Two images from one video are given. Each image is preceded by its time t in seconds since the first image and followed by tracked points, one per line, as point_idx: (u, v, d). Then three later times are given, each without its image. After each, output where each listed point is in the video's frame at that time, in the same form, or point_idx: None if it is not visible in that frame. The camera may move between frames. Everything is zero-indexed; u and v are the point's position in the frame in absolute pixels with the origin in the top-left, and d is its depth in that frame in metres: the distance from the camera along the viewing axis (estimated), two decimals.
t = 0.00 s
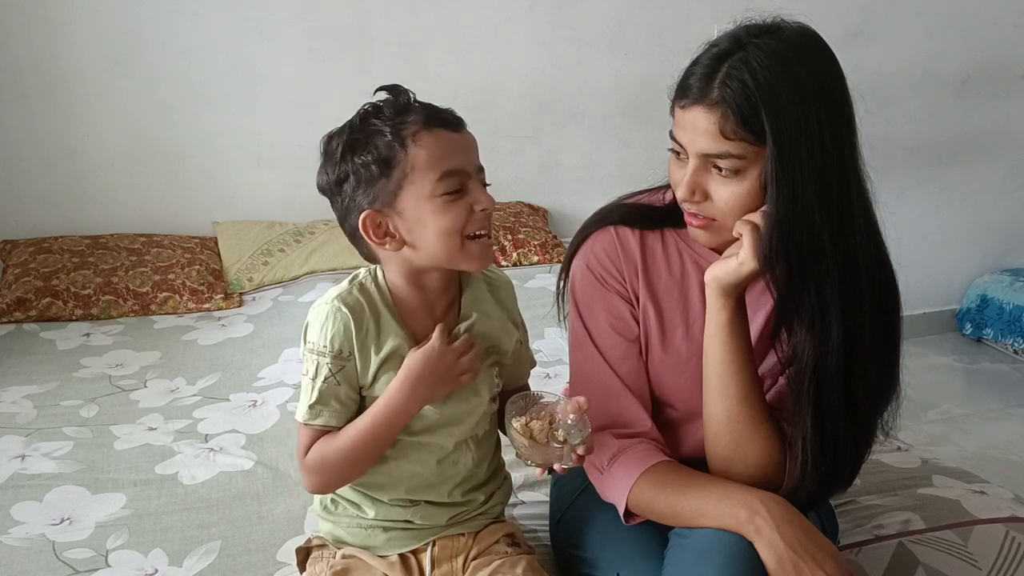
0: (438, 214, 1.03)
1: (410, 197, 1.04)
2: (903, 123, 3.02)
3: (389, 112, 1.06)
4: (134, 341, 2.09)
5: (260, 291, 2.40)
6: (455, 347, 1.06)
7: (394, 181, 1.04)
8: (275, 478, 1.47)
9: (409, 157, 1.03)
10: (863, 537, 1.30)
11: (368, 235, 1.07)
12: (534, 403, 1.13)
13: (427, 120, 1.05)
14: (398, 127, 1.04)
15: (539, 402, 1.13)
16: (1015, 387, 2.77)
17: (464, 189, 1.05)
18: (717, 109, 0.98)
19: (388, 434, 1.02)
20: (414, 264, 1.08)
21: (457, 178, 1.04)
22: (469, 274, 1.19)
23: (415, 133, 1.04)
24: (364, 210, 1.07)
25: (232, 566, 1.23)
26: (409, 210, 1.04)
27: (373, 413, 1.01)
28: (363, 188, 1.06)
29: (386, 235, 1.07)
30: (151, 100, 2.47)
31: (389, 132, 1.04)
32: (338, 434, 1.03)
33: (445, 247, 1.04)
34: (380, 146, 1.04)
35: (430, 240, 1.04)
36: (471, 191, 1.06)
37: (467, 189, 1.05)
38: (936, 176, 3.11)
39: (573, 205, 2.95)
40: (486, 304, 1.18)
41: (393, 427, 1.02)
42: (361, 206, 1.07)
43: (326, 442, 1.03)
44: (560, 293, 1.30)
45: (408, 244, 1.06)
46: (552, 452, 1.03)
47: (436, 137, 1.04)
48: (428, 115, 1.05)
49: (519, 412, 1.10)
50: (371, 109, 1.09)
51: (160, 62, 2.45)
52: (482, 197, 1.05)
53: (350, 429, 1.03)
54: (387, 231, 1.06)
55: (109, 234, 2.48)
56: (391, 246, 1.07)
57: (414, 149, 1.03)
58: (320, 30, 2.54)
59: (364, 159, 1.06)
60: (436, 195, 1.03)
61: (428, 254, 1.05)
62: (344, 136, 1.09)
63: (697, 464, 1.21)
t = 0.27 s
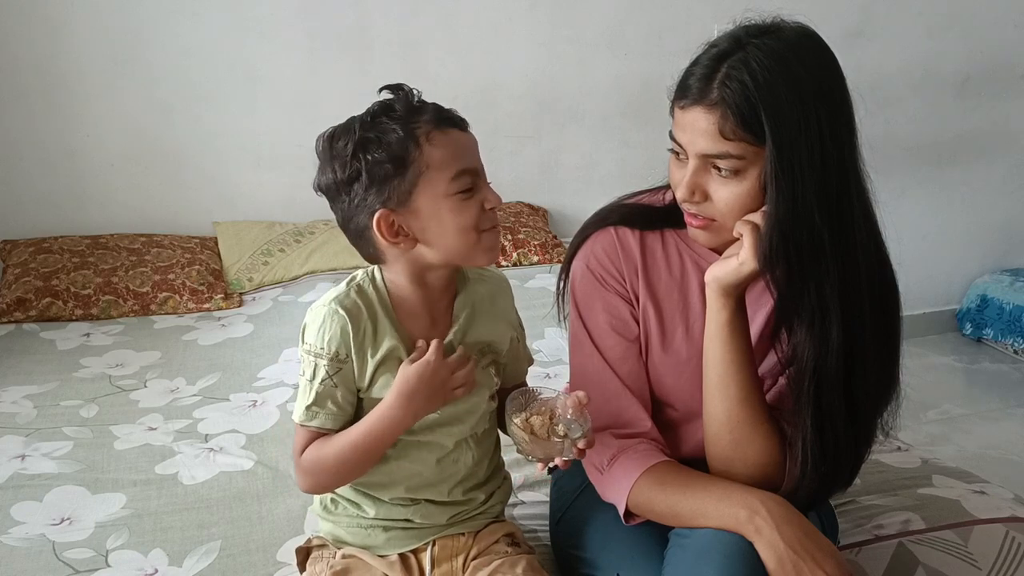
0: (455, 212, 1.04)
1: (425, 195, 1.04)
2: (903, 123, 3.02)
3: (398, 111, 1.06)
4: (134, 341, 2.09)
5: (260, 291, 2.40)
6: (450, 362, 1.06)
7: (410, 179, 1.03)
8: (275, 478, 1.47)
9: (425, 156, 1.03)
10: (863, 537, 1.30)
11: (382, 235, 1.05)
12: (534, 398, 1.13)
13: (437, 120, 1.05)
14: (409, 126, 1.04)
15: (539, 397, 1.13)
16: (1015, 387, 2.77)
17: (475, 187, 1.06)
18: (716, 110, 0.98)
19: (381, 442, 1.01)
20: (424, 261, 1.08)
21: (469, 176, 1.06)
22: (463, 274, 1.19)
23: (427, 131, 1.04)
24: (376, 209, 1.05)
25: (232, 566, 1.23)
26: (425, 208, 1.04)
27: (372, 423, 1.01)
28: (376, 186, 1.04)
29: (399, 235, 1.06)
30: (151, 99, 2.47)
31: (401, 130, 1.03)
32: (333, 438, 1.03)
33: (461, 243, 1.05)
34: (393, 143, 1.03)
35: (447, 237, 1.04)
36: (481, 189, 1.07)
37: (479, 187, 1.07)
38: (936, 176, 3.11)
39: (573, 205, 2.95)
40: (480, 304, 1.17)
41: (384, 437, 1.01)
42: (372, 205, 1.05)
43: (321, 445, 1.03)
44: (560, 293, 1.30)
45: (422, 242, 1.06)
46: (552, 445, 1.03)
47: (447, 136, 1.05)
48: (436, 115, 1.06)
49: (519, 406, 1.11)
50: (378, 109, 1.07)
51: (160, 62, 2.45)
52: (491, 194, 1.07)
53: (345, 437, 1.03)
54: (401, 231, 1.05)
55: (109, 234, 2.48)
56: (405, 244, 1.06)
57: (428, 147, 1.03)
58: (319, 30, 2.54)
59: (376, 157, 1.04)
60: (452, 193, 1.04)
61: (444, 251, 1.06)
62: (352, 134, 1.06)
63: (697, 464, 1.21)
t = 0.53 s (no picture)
0: (457, 210, 1.04)
1: (426, 194, 1.04)
2: (903, 123, 3.02)
3: (397, 111, 1.06)
4: (134, 341, 2.09)
5: (260, 291, 2.40)
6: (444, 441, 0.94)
7: (410, 178, 1.04)
8: (275, 478, 1.47)
9: (425, 155, 1.03)
10: (863, 537, 1.30)
11: (383, 235, 1.05)
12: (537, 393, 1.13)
13: (436, 118, 1.06)
14: (408, 125, 1.04)
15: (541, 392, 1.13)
16: (1015, 387, 2.77)
17: (475, 185, 1.07)
18: (720, 108, 0.98)
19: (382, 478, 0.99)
20: (427, 262, 1.08)
21: (469, 174, 1.06)
22: (463, 273, 1.18)
23: (426, 130, 1.04)
24: (378, 210, 1.05)
25: (232, 566, 1.23)
26: (426, 207, 1.04)
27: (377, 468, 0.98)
28: (377, 187, 1.05)
29: (401, 235, 1.05)
30: (151, 99, 2.47)
31: (400, 130, 1.04)
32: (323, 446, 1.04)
33: (463, 241, 1.05)
34: (392, 143, 1.03)
35: (449, 235, 1.05)
36: (482, 187, 1.07)
37: (479, 185, 1.07)
38: (936, 176, 3.11)
39: (573, 205, 2.95)
40: (479, 303, 1.16)
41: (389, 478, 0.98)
42: (374, 206, 1.05)
43: (309, 443, 1.06)
44: (560, 293, 1.30)
45: (424, 242, 1.06)
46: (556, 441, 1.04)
47: (447, 134, 1.05)
48: (435, 113, 1.06)
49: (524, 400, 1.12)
50: (376, 110, 1.08)
51: (160, 62, 2.45)
52: (492, 192, 1.07)
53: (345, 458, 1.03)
54: (402, 231, 1.05)
55: (109, 234, 2.48)
56: (406, 244, 1.06)
57: (427, 146, 1.04)
58: (320, 30, 2.54)
59: (376, 158, 1.04)
60: (453, 191, 1.04)
61: (446, 250, 1.06)
62: (352, 136, 1.07)
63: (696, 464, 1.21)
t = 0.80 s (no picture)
0: (456, 211, 1.04)
1: (426, 193, 1.04)
2: (903, 123, 3.02)
3: (394, 111, 1.06)
4: (134, 341, 2.09)
5: (260, 291, 2.40)
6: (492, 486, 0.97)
7: (409, 178, 1.04)
8: (275, 478, 1.47)
9: (424, 155, 1.03)
10: (863, 537, 1.30)
11: (382, 236, 1.05)
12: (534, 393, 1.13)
13: (434, 118, 1.06)
14: (406, 125, 1.04)
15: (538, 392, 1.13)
16: (1015, 387, 2.77)
17: (474, 184, 1.07)
18: (725, 97, 0.99)
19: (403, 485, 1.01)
20: (427, 262, 1.08)
21: (468, 174, 1.06)
22: (462, 272, 1.18)
23: (424, 130, 1.04)
24: (376, 211, 1.05)
25: (232, 566, 1.23)
26: (424, 207, 1.04)
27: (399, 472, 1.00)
28: (375, 188, 1.04)
29: (400, 235, 1.06)
30: (151, 99, 2.47)
31: (397, 130, 1.04)
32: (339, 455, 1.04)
33: (462, 240, 1.05)
34: (389, 143, 1.03)
35: (448, 235, 1.05)
36: (480, 185, 1.08)
37: (478, 184, 1.07)
38: (936, 176, 3.11)
39: (573, 205, 2.95)
40: (478, 302, 1.17)
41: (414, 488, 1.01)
42: (372, 207, 1.05)
43: (320, 451, 1.05)
44: (560, 290, 1.30)
45: (422, 242, 1.06)
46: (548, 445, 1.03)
47: (445, 134, 1.05)
48: (433, 113, 1.06)
49: (518, 402, 1.11)
50: (373, 110, 1.07)
51: (160, 62, 2.45)
52: (490, 190, 1.07)
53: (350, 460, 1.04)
54: (401, 231, 1.05)
55: (109, 234, 2.48)
56: (405, 245, 1.06)
57: (425, 146, 1.04)
58: (319, 30, 2.54)
59: (374, 159, 1.04)
60: (452, 190, 1.04)
61: (446, 249, 1.06)
62: (349, 135, 1.06)
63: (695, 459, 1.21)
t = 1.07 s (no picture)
0: (454, 210, 1.05)
1: (424, 192, 1.04)
2: (903, 123, 3.02)
3: (390, 111, 1.06)
4: (134, 341, 2.09)
5: (260, 291, 2.40)
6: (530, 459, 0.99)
7: (407, 178, 1.04)
8: (275, 478, 1.47)
9: (421, 155, 1.03)
10: (863, 537, 1.30)
11: (382, 237, 1.05)
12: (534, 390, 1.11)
13: (430, 117, 1.06)
14: (402, 125, 1.04)
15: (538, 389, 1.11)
16: (1015, 387, 2.77)
17: (471, 183, 1.07)
18: (725, 82, 0.99)
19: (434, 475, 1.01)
20: (427, 262, 1.09)
21: (466, 173, 1.06)
22: (461, 271, 1.19)
23: (421, 130, 1.04)
24: (376, 212, 1.05)
25: (232, 566, 1.23)
26: (422, 207, 1.04)
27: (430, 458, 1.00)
28: (374, 190, 1.05)
29: (400, 236, 1.06)
30: (151, 99, 2.48)
31: (394, 131, 1.04)
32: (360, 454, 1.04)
33: (462, 239, 1.05)
34: (386, 144, 1.03)
35: (447, 233, 1.05)
36: (477, 184, 1.08)
37: (475, 183, 1.07)
38: (936, 176, 3.11)
39: (573, 205, 2.95)
40: (478, 301, 1.17)
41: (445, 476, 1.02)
42: (372, 209, 1.05)
43: (346, 454, 1.04)
44: (560, 286, 1.31)
45: (422, 242, 1.06)
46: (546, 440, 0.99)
47: (441, 133, 1.05)
48: (429, 113, 1.06)
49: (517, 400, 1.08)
50: (369, 111, 1.07)
51: (159, 62, 2.45)
52: (488, 188, 1.07)
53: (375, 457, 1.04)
54: (401, 232, 1.06)
55: (109, 234, 2.48)
56: (405, 245, 1.06)
57: (423, 146, 1.04)
58: (320, 30, 2.54)
59: (371, 161, 1.04)
60: (451, 189, 1.05)
61: (446, 247, 1.06)
62: (346, 138, 1.06)
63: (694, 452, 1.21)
